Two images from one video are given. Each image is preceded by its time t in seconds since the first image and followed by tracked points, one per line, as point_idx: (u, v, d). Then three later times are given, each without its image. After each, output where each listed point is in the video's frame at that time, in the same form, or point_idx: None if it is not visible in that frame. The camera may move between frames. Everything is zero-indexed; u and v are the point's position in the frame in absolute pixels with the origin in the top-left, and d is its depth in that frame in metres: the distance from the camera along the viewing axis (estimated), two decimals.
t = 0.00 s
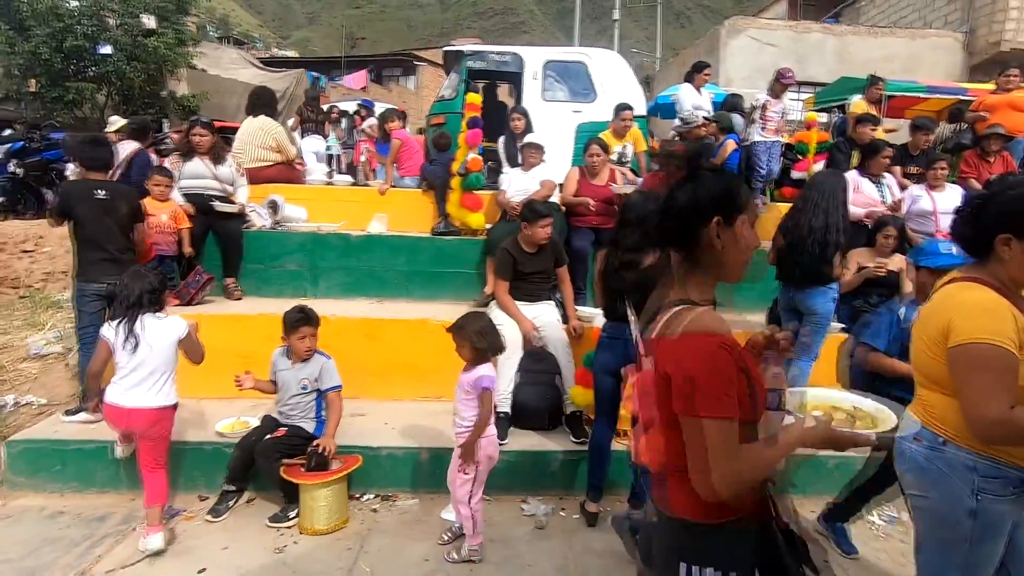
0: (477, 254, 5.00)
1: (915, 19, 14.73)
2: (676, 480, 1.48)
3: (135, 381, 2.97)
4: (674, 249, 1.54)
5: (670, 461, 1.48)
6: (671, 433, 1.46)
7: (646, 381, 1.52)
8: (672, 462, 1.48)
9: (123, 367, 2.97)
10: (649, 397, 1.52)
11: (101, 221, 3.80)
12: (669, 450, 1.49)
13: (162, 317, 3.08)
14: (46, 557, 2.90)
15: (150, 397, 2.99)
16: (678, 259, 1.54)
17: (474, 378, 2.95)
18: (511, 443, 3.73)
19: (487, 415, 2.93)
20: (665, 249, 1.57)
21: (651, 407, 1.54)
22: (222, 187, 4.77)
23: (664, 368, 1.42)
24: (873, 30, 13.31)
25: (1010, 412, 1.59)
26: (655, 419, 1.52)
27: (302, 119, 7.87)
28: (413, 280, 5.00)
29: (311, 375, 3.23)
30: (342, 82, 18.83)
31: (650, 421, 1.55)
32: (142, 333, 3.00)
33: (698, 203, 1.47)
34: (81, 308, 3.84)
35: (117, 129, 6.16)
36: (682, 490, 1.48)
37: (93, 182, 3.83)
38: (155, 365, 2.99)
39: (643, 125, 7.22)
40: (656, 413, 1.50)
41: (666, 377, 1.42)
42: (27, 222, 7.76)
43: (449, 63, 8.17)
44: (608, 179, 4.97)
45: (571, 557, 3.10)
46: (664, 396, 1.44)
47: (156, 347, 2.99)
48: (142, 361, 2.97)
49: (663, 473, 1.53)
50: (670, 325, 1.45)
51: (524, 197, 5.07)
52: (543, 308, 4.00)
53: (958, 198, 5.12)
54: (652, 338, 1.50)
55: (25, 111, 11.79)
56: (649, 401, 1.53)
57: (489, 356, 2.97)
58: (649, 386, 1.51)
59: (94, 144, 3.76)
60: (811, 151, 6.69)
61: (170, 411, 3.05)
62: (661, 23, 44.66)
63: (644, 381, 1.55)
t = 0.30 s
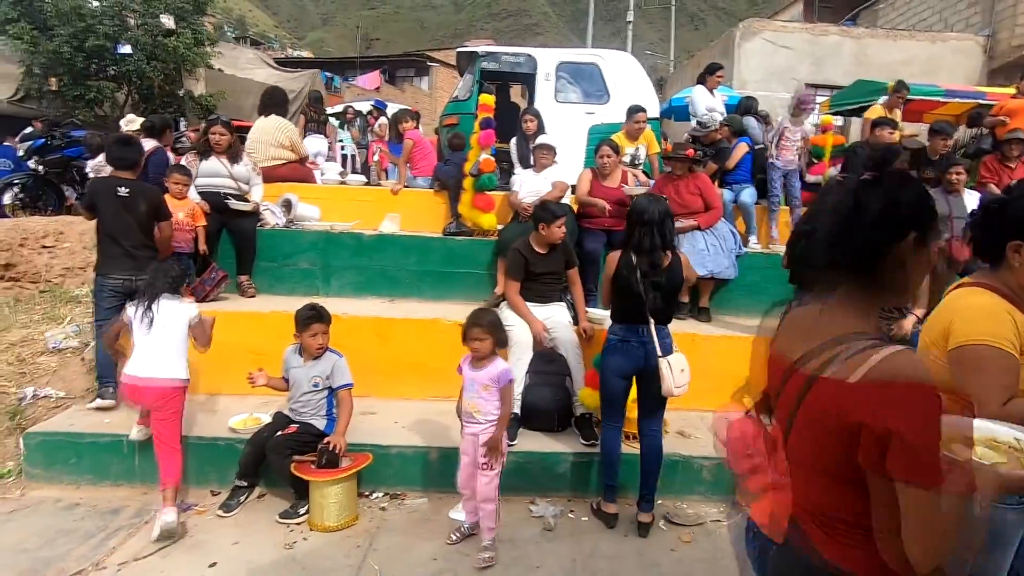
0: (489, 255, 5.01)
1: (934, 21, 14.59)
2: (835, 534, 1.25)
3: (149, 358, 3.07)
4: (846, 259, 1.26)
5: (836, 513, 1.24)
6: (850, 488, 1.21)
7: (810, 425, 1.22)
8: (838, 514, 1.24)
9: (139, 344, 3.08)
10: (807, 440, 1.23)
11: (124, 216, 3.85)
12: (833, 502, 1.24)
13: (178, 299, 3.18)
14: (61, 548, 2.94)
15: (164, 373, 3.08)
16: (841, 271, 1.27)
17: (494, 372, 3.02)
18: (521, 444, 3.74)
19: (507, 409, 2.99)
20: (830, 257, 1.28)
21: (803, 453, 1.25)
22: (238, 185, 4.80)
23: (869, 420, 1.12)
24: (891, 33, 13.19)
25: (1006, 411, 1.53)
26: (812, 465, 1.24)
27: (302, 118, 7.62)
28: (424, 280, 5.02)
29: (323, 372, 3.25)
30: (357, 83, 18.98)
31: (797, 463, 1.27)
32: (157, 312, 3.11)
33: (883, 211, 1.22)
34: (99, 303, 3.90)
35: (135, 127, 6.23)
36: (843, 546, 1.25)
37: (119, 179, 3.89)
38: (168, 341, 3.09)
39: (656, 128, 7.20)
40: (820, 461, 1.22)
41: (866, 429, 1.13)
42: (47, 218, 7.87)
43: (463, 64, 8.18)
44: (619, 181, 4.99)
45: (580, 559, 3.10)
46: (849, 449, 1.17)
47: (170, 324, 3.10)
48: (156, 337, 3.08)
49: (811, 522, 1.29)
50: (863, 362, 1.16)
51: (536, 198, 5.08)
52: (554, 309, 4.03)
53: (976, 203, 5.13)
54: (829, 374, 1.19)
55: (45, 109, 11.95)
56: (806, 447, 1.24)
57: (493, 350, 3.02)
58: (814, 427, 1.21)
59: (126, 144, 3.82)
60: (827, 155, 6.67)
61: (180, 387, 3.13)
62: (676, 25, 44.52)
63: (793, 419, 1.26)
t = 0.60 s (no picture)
0: (496, 255, 5.02)
1: (948, 23, 14.49)
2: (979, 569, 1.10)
3: (160, 310, 3.48)
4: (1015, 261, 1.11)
5: (980, 547, 1.09)
6: (986, 512, 1.07)
7: (951, 443, 1.08)
8: (982, 549, 1.09)
9: (155, 300, 3.54)
10: (951, 463, 1.09)
11: (127, 215, 3.89)
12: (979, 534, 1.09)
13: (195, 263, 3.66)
14: (71, 542, 2.97)
15: (172, 324, 3.47)
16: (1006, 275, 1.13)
17: (516, 377, 3.05)
18: (527, 445, 3.74)
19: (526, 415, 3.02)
20: (1000, 261, 1.14)
21: (944, 474, 1.11)
22: (248, 184, 4.81)
23: None
24: (904, 34, 13.12)
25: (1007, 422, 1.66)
26: (954, 490, 1.11)
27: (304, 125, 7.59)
28: (431, 279, 5.03)
29: (331, 371, 3.27)
30: (366, 83, 19.07)
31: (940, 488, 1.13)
32: (173, 273, 3.59)
33: None
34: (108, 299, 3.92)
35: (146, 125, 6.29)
36: None
37: (126, 179, 3.94)
38: (179, 297, 3.52)
39: (666, 129, 7.19)
40: (962, 486, 1.08)
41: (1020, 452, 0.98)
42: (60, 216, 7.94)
43: (472, 64, 8.19)
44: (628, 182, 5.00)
45: (585, 560, 3.10)
46: (1002, 474, 1.02)
47: (182, 282, 3.56)
48: (170, 293, 3.53)
49: (949, 554, 1.14)
50: None
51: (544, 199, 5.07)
52: (561, 309, 4.04)
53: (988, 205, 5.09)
54: (980, 388, 1.05)
55: (58, 108, 12.06)
56: (948, 468, 1.10)
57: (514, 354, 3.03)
58: (962, 450, 1.07)
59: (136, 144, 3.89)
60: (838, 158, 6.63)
61: (186, 338, 3.47)
62: (687, 26, 44.44)
63: (931, 437, 1.13)
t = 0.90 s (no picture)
0: (500, 256, 5.02)
1: (955, 24, 14.44)
2: None
3: (179, 289, 3.59)
4: None
5: None
6: None
7: (1005, 448, 1.11)
8: None
9: (175, 279, 3.65)
10: (1001, 466, 1.13)
11: (128, 216, 3.91)
12: None
13: (213, 245, 3.75)
14: (76, 540, 2.98)
15: (191, 304, 3.59)
16: None
17: (520, 383, 3.02)
18: (530, 446, 3.74)
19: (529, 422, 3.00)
20: None
21: (1000, 480, 1.14)
22: (252, 184, 4.84)
23: None
24: (910, 35, 13.08)
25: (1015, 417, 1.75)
26: (1009, 494, 1.13)
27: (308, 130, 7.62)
28: (434, 280, 5.04)
29: (334, 370, 3.28)
30: (372, 84, 19.10)
31: (998, 494, 1.15)
32: (191, 254, 3.68)
33: None
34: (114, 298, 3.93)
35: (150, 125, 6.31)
36: None
37: (126, 180, 3.94)
38: (198, 278, 3.62)
39: (670, 130, 7.18)
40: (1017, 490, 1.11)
41: None
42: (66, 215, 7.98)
43: (476, 65, 8.19)
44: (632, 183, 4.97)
45: (588, 562, 3.10)
46: None
47: (200, 263, 3.65)
48: (189, 273, 3.63)
49: (1005, 559, 1.16)
50: None
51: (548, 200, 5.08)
52: (564, 310, 4.05)
53: (993, 207, 5.07)
54: None
55: (65, 108, 12.11)
56: (1001, 472, 1.13)
57: (522, 360, 3.02)
58: (1021, 454, 1.09)
59: (136, 143, 3.91)
60: (843, 159, 6.57)
61: (204, 318, 3.60)
62: (692, 28, 44.42)
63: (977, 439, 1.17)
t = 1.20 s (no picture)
0: (495, 257, 5.02)
1: (947, 27, 14.53)
2: None
3: (184, 281, 3.71)
4: None
5: None
6: None
7: (1013, 445, 1.16)
8: None
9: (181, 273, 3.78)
10: (1012, 467, 1.16)
11: (119, 217, 3.88)
12: None
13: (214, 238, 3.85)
14: (67, 543, 2.96)
15: (195, 296, 3.71)
16: None
17: (508, 382, 3.03)
18: (525, 447, 3.74)
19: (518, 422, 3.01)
20: None
21: (1008, 478, 1.18)
22: (246, 185, 4.83)
23: None
24: (903, 38, 13.15)
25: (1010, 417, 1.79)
26: (1019, 492, 1.16)
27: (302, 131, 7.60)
28: (429, 281, 5.03)
29: (329, 371, 3.26)
30: (367, 85, 19.08)
31: (1009, 494, 1.19)
32: (195, 246, 3.79)
33: None
34: (107, 300, 3.91)
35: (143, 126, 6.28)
36: None
37: (118, 181, 3.93)
38: (202, 270, 3.74)
39: (665, 132, 7.19)
40: None
41: None
42: (59, 216, 7.93)
43: (472, 66, 8.17)
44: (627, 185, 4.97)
45: (583, 563, 3.10)
46: None
47: (202, 255, 3.76)
48: (193, 265, 3.74)
49: (1016, 559, 1.20)
50: None
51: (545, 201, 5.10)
52: (559, 311, 4.04)
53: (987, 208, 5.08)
54: None
55: (57, 108, 12.01)
56: (1007, 470, 1.18)
57: (508, 359, 3.02)
58: None
59: (126, 144, 3.89)
60: (837, 160, 6.51)
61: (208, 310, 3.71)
62: (687, 29, 44.53)
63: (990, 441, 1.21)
